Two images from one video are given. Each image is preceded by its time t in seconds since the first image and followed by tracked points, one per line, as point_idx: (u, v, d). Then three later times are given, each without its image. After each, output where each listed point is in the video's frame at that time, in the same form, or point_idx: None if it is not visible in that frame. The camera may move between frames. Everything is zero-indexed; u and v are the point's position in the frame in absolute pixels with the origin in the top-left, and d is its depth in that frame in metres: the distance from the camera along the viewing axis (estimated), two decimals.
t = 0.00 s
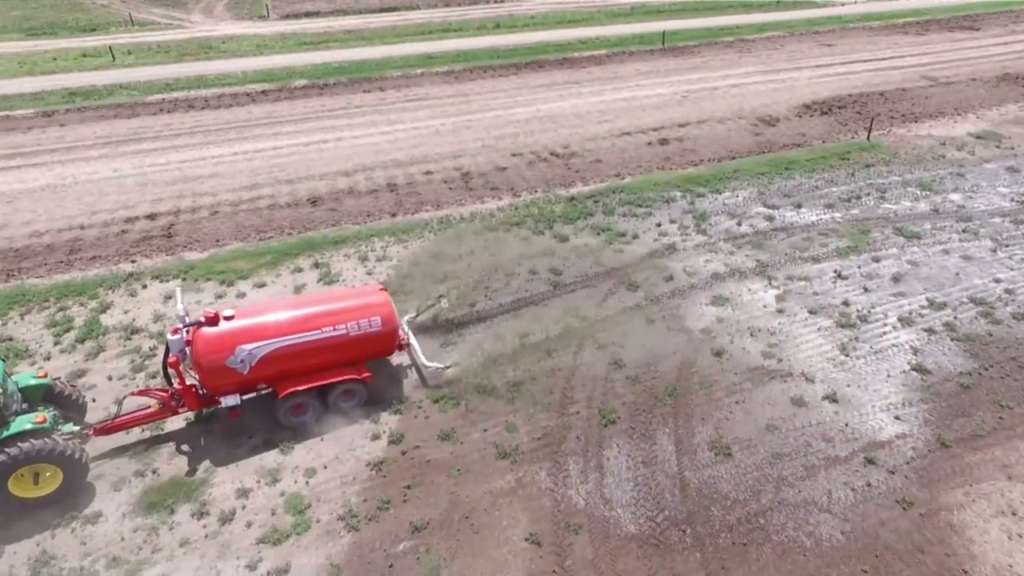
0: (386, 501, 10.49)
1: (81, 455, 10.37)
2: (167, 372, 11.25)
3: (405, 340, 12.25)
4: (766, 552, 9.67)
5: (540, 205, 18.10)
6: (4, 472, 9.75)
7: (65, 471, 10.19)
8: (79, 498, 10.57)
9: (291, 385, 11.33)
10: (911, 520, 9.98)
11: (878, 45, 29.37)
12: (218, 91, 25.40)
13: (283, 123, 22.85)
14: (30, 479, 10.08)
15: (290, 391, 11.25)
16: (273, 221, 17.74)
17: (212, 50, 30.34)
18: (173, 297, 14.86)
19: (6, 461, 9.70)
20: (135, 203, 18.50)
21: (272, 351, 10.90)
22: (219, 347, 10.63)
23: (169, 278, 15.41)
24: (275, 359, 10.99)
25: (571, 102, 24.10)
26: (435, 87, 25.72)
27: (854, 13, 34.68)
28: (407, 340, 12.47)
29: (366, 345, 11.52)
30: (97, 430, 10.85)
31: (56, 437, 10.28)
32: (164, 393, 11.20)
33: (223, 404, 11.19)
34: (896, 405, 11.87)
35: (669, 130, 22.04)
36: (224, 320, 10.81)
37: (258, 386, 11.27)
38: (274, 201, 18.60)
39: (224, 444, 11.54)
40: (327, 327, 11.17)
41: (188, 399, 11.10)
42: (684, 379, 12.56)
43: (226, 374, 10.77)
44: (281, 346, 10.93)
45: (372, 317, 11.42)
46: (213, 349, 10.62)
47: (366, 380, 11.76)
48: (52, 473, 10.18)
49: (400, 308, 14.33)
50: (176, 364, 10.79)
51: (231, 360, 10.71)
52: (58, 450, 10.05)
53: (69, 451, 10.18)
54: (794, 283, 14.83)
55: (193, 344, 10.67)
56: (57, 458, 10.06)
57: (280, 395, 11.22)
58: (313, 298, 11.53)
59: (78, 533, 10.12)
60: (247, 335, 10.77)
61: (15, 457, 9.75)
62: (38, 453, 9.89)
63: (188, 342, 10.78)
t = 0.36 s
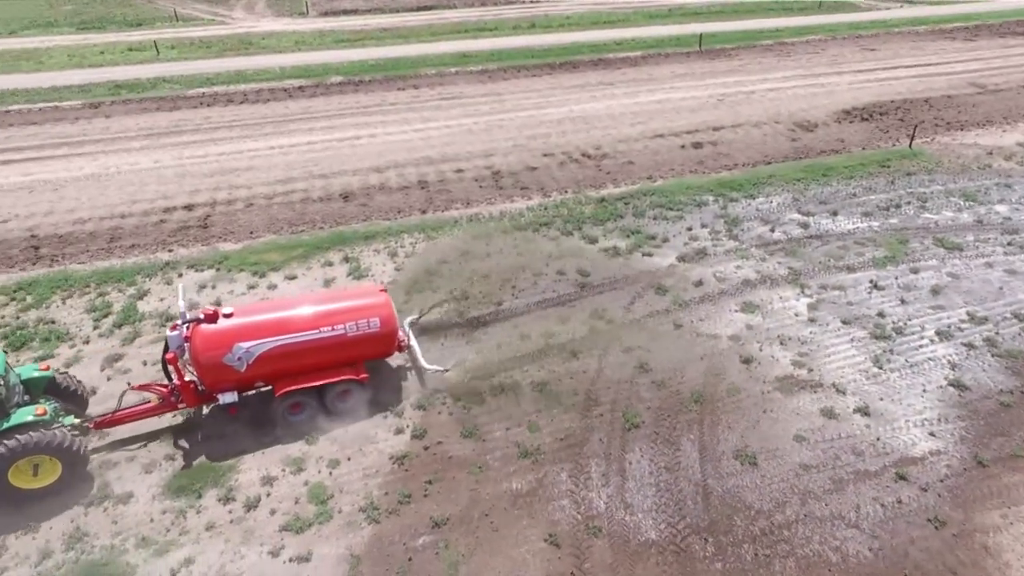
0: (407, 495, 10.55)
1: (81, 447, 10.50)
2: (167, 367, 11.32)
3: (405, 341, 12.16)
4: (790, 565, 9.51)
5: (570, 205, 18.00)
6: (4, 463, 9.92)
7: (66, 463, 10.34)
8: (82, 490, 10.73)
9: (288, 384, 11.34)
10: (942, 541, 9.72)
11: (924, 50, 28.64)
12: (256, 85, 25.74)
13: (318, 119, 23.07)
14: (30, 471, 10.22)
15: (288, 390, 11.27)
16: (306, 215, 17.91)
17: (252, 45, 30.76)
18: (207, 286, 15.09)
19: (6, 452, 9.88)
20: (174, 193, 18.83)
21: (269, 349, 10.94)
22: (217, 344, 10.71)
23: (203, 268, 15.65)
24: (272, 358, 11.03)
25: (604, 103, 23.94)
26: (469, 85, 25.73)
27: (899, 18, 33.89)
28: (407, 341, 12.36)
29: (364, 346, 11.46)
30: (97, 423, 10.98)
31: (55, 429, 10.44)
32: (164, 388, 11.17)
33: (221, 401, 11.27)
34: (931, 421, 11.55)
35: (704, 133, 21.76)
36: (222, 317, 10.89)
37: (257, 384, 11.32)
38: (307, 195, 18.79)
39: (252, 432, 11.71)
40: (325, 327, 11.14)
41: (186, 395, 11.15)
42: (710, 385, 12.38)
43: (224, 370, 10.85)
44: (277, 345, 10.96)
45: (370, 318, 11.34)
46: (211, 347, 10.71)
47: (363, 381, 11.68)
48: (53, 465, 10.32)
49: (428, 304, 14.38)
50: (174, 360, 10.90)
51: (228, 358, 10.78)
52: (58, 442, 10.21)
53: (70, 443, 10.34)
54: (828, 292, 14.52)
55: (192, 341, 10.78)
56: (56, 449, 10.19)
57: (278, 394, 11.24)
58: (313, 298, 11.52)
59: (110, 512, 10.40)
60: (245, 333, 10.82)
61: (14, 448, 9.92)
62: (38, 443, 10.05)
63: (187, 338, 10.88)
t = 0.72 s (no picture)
0: (427, 491, 10.57)
1: (81, 441, 10.50)
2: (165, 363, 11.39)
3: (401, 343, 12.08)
4: None
5: (598, 207, 17.87)
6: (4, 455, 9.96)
7: (64, 457, 10.36)
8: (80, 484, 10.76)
9: (285, 383, 11.33)
10: (974, 562, 9.48)
11: (969, 56, 27.90)
12: (291, 82, 26.02)
13: (351, 115, 23.26)
14: (29, 463, 10.26)
15: (284, 389, 11.26)
16: (336, 210, 18.04)
17: (288, 42, 31.13)
18: (238, 278, 15.28)
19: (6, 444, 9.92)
20: (209, 186, 19.11)
21: (265, 348, 10.92)
22: (212, 342, 10.71)
23: (235, 260, 15.85)
24: (268, 357, 11.01)
25: (636, 105, 23.75)
26: (500, 85, 25.71)
27: (944, 23, 33.06)
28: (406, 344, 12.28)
29: (361, 347, 11.41)
30: (96, 417, 11.09)
31: (55, 422, 10.44)
32: (161, 385, 11.30)
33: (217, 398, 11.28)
34: (966, 439, 11.24)
35: (737, 138, 21.46)
36: (218, 316, 10.88)
37: (253, 382, 11.32)
38: (338, 191, 18.94)
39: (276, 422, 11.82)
40: (322, 327, 11.10)
41: (182, 391, 11.20)
42: (737, 392, 12.18)
43: (220, 368, 10.86)
44: (274, 344, 10.94)
45: (368, 319, 11.27)
46: (207, 345, 10.71)
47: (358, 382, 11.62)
48: (52, 458, 10.34)
49: (453, 302, 14.38)
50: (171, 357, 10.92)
51: (224, 356, 10.79)
52: (57, 435, 10.23)
53: (70, 436, 10.36)
54: (861, 302, 14.21)
55: (188, 338, 10.80)
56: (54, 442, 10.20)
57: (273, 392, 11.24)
58: (311, 297, 11.46)
59: (139, 495, 10.61)
60: (241, 331, 10.81)
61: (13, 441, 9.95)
62: (37, 437, 10.07)
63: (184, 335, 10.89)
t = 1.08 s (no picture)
0: (446, 487, 10.57)
1: (77, 436, 10.58)
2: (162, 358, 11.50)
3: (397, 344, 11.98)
4: None
5: (625, 209, 17.73)
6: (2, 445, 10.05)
7: (59, 450, 10.41)
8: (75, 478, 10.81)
9: (279, 382, 11.33)
10: None
11: (1013, 63, 27.18)
12: (322, 78, 26.26)
13: (380, 113, 23.39)
14: (26, 456, 10.35)
15: (277, 387, 11.26)
16: (363, 206, 18.14)
17: (321, 39, 31.41)
18: (266, 270, 15.45)
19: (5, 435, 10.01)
20: (240, 180, 19.35)
21: (258, 346, 10.95)
22: (207, 339, 10.78)
23: (263, 253, 16.02)
24: (262, 355, 11.05)
25: (666, 108, 23.54)
26: (529, 85, 25.66)
27: (987, 28, 32.25)
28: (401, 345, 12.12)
29: (356, 347, 11.36)
30: (92, 412, 11.13)
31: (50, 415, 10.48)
32: (157, 380, 11.34)
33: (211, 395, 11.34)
34: (999, 456, 10.94)
35: (768, 142, 21.16)
36: (214, 313, 10.96)
37: (248, 380, 11.36)
38: (366, 187, 19.05)
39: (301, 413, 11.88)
40: (316, 326, 11.08)
41: (176, 387, 11.29)
42: (761, 400, 11.99)
43: (214, 365, 10.94)
44: (267, 343, 10.97)
45: (362, 320, 11.21)
46: (201, 342, 10.78)
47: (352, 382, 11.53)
48: (47, 451, 10.40)
49: (476, 301, 14.36)
50: (166, 353, 11.02)
51: (218, 353, 10.85)
52: (51, 429, 10.27)
53: (65, 430, 10.41)
54: (893, 312, 13.91)
55: (183, 335, 10.88)
56: (51, 436, 10.29)
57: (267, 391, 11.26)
58: (307, 296, 11.46)
59: (165, 480, 10.77)
60: (234, 329, 10.85)
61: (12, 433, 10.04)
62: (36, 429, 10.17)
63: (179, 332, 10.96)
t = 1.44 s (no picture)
0: (465, 485, 10.56)
1: (74, 429, 10.62)
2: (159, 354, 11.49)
3: (393, 344, 11.92)
4: None
5: (652, 212, 17.56)
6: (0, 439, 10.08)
7: (54, 443, 10.42)
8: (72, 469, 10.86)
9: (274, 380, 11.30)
10: None
11: None
12: (353, 76, 26.44)
13: (409, 110, 23.49)
14: (23, 450, 10.36)
15: (272, 385, 11.22)
16: (390, 203, 18.22)
17: (354, 37, 31.63)
18: (293, 264, 15.59)
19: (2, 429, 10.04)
20: (271, 174, 19.55)
21: (253, 344, 10.94)
22: (202, 336, 10.77)
23: (292, 247, 16.16)
24: (257, 353, 11.03)
25: (697, 110, 23.29)
26: (559, 85, 25.58)
27: None
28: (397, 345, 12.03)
29: (351, 346, 11.34)
30: (89, 406, 11.14)
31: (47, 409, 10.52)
32: (153, 376, 11.33)
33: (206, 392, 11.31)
34: None
35: (800, 147, 20.83)
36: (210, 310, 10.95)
37: (243, 377, 11.34)
38: (393, 184, 19.13)
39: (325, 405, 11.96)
40: (312, 325, 11.06)
41: (172, 383, 11.25)
42: (787, 409, 11.79)
43: (209, 362, 10.92)
44: (262, 340, 10.95)
45: (358, 319, 11.20)
46: (197, 338, 10.78)
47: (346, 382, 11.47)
48: (41, 443, 10.40)
49: (500, 300, 14.33)
50: (161, 349, 11.01)
51: (213, 350, 10.84)
52: (48, 422, 10.30)
53: (58, 422, 10.40)
54: (927, 323, 13.60)
55: (179, 331, 10.86)
56: (48, 429, 10.32)
57: (261, 388, 11.22)
58: (303, 295, 11.45)
59: (190, 467, 10.92)
60: (230, 326, 10.84)
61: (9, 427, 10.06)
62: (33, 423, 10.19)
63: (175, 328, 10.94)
